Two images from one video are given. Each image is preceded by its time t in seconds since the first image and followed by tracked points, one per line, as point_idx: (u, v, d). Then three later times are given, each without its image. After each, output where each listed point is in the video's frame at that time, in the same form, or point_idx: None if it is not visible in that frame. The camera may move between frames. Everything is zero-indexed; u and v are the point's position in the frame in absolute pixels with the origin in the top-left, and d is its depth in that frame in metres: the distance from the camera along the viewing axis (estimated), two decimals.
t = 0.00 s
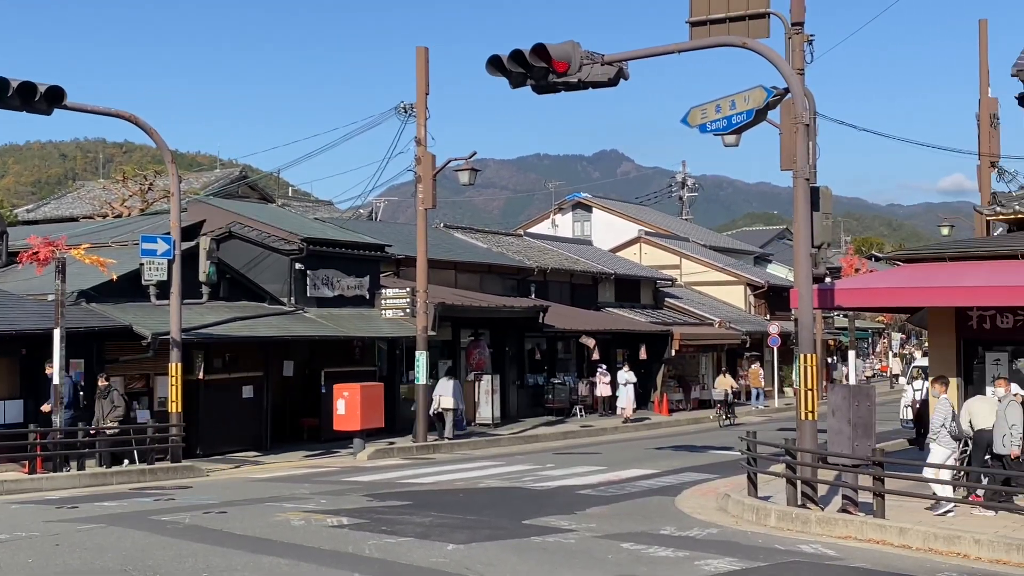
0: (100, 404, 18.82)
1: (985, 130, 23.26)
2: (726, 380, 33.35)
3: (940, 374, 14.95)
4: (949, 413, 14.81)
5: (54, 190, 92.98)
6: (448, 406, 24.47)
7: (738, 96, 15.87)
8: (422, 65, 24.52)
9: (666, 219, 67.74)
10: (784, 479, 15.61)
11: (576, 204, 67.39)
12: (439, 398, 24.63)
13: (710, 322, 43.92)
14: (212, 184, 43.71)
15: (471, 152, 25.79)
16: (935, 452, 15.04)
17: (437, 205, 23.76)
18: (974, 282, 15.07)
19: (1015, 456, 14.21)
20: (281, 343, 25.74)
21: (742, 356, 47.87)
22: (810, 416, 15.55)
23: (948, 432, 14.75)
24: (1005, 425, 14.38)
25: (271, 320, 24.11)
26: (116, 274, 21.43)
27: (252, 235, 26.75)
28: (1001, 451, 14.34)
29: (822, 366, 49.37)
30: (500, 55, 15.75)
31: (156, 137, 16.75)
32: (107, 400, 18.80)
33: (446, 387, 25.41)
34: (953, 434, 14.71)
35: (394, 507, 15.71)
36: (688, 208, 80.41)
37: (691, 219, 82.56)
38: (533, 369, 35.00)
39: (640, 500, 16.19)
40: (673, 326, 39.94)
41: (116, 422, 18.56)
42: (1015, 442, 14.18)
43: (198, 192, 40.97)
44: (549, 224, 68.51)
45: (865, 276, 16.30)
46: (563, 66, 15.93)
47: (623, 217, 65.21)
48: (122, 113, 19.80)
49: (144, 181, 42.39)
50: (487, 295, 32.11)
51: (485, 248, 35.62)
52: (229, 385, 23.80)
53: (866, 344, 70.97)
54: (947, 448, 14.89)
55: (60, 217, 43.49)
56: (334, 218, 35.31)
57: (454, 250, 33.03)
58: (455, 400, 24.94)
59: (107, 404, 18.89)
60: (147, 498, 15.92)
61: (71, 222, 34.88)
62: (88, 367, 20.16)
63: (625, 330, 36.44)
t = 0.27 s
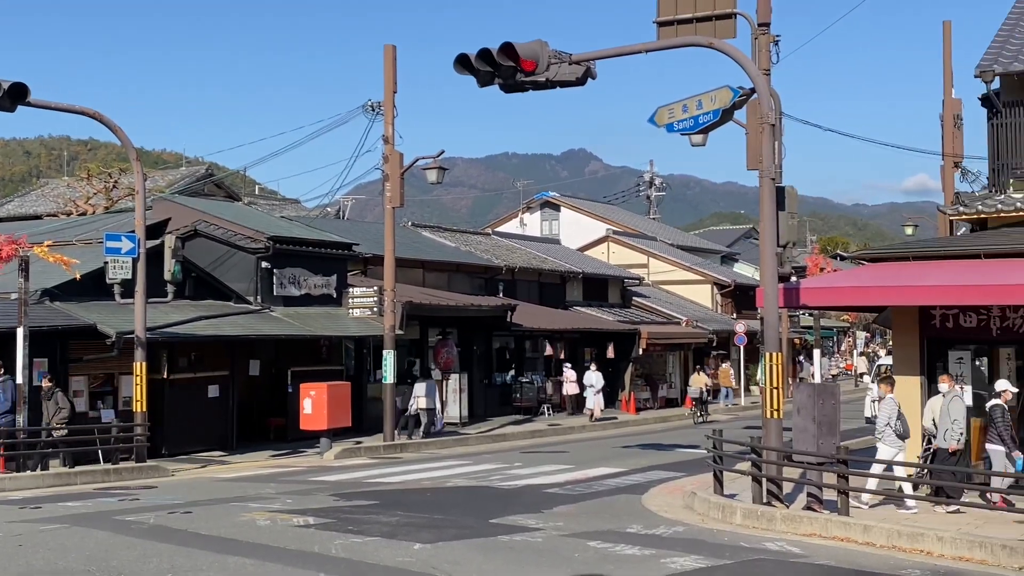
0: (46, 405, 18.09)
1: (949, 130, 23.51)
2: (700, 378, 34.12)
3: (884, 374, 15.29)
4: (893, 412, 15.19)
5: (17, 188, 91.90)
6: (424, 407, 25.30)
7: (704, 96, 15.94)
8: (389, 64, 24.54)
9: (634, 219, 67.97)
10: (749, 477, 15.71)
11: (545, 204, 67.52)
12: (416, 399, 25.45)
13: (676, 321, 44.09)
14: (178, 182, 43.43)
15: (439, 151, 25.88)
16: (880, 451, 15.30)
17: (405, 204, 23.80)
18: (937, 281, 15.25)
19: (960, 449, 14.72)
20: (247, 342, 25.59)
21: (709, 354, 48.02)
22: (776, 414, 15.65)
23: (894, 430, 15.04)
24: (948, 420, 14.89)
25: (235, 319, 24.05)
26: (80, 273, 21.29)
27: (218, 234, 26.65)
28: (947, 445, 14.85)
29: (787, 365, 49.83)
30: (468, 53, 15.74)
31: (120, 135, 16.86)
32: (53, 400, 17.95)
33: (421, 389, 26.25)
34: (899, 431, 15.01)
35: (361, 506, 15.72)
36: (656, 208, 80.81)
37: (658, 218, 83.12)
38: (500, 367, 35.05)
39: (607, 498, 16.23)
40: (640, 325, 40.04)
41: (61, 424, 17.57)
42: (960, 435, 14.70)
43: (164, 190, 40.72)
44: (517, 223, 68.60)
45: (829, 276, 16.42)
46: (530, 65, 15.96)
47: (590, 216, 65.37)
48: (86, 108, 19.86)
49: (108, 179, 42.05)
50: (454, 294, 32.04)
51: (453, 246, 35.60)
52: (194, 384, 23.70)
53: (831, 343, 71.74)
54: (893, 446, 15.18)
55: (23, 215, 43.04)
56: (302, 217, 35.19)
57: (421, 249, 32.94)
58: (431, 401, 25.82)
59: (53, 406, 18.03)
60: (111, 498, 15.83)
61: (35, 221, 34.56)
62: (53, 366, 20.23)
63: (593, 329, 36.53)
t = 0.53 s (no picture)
0: None
1: (913, 131, 23.73)
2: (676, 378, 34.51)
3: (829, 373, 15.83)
4: (837, 409, 15.67)
5: None
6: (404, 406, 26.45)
7: (672, 95, 15.99)
8: (357, 62, 24.55)
9: (604, 218, 68.20)
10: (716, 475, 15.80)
11: (513, 202, 67.61)
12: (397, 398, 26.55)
13: (645, 320, 44.26)
14: (144, 179, 43.13)
15: (406, 150, 25.97)
16: (826, 445, 15.87)
17: (373, 202, 23.90)
18: (903, 280, 15.35)
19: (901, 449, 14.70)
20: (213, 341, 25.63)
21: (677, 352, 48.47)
22: (742, 412, 15.73)
23: (837, 427, 15.55)
24: (890, 420, 14.91)
25: (202, 318, 23.97)
26: (44, 271, 21.14)
27: (184, 232, 26.56)
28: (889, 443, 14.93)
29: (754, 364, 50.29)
30: (435, 52, 15.71)
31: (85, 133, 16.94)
32: None
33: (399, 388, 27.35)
34: (840, 428, 15.52)
35: (327, 506, 15.71)
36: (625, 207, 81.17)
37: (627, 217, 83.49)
38: (468, 366, 35.01)
39: (575, 497, 16.26)
40: (608, 324, 40.20)
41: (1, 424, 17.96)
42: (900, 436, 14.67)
43: (130, 188, 40.42)
44: (485, 222, 68.62)
45: (795, 275, 16.51)
46: (497, 63, 15.96)
47: (557, 214, 65.47)
48: (52, 107, 19.88)
49: (73, 176, 41.66)
50: (422, 293, 31.96)
51: (421, 245, 35.55)
52: (159, 383, 23.62)
53: (797, 342, 72.48)
54: (836, 441, 15.69)
55: None
56: (269, 215, 35.07)
57: (389, 247, 32.88)
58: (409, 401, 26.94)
59: None
60: (75, 498, 15.72)
61: None
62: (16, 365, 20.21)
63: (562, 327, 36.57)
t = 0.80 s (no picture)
0: None
1: (878, 131, 24.02)
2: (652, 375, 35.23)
3: (783, 371, 16.69)
4: (790, 405, 16.62)
5: None
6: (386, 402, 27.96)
7: (640, 95, 16.03)
8: (325, 60, 24.65)
9: (573, 217, 68.45)
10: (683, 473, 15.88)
11: (481, 201, 67.77)
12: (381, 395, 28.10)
13: (612, 318, 44.38)
14: (109, 176, 42.78)
15: (375, 148, 26.12)
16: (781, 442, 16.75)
17: (341, 201, 24.21)
18: (869, 279, 15.48)
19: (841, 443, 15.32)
20: (179, 340, 25.59)
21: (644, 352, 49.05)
22: (709, 410, 15.85)
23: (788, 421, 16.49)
24: (832, 417, 15.56)
25: (168, 317, 23.86)
26: (9, 269, 20.97)
27: (148, 230, 26.35)
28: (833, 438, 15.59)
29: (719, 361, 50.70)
30: (403, 50, 15.67)
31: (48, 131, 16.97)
32: None
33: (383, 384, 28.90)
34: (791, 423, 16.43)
35: (294, 505, 15.69)
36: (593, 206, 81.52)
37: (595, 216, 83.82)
38: (434, 365, 35.17)
39: (542, 496, 16.30)
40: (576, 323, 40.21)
41: None
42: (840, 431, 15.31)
43: (94, 186, 40.07)
44: (453, 221, 68.60)
45: (763, 274, 16.62)
46: (466, 62, 15.96)
47: (525, 213, 65.58)
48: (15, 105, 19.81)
49: (36, 173, 41.23)
50: (391, 292, 31.96)
51: (388, 244, 35.51)
52: (124, 383, 23.51)
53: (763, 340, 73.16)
54: (790, 437, 16.59)
55: None
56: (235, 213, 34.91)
57: (357, 245, 32.89)
58: (391, 398, 28.45)
59: None
60: (39, 498, 15.58)
61: None
62: None
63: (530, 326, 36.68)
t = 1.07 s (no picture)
0: None
1: (845, 131, 24.21)
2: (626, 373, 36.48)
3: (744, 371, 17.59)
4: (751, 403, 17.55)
5: None
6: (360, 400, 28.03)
7: (608, 94, 16.07)
8: (292, 57, 24.63)
9: (543, 216, 68.65)
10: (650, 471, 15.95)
11: (450, 199, 67.78)
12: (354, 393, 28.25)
13: (580, 316, 44.52)
14: (73, 173, 42.41)
15: (343, 145, 26.15)
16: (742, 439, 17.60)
17: (308, 198, 24.26)
18: (834, 278, 15.57)
19: (782, 438, 15.83)
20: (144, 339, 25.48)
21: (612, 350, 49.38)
22: (676, 409, 15.92)
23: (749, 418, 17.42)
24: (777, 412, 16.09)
25: (133, 315, 23.73)
26: None
27: (114, 228, 26.16)
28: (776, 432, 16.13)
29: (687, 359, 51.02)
30: (371, 47, 15.61)
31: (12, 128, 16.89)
32: None
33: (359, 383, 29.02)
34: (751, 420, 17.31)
35: (261, 505, 15.66)
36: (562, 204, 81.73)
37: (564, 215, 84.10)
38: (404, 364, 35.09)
39: (510, 494, 16.32)
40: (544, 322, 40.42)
41: None
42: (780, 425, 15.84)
43: (57, 183, 39.73)
44: (422, 219, 68.58)
45: (731, 272, 16.71)
46: (435, 60, 15.93)
47: (494, 212, 65.70)
48: None
49: None
50: (359, 291, 31.93)
51: (357, 242, 35.43)
52: (90, 381, 23.34)
53: (731, 338, 73.68)
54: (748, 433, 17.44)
55: None
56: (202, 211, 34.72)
57: (325, 244, 32.84)
58: (365, 396, 28.54)
59: None
60: (2, 498, 15.44)
61: None
62: None
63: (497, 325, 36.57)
